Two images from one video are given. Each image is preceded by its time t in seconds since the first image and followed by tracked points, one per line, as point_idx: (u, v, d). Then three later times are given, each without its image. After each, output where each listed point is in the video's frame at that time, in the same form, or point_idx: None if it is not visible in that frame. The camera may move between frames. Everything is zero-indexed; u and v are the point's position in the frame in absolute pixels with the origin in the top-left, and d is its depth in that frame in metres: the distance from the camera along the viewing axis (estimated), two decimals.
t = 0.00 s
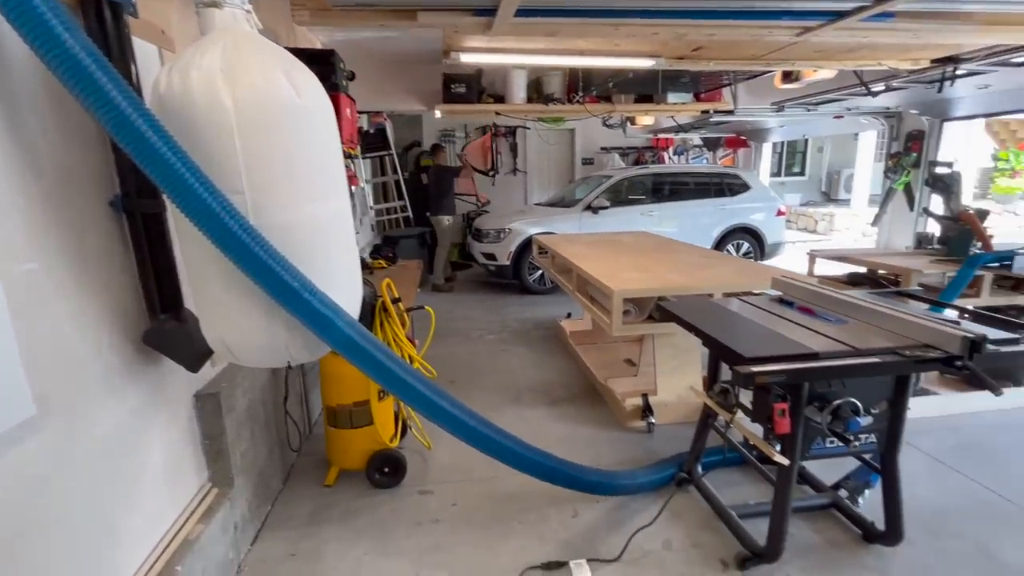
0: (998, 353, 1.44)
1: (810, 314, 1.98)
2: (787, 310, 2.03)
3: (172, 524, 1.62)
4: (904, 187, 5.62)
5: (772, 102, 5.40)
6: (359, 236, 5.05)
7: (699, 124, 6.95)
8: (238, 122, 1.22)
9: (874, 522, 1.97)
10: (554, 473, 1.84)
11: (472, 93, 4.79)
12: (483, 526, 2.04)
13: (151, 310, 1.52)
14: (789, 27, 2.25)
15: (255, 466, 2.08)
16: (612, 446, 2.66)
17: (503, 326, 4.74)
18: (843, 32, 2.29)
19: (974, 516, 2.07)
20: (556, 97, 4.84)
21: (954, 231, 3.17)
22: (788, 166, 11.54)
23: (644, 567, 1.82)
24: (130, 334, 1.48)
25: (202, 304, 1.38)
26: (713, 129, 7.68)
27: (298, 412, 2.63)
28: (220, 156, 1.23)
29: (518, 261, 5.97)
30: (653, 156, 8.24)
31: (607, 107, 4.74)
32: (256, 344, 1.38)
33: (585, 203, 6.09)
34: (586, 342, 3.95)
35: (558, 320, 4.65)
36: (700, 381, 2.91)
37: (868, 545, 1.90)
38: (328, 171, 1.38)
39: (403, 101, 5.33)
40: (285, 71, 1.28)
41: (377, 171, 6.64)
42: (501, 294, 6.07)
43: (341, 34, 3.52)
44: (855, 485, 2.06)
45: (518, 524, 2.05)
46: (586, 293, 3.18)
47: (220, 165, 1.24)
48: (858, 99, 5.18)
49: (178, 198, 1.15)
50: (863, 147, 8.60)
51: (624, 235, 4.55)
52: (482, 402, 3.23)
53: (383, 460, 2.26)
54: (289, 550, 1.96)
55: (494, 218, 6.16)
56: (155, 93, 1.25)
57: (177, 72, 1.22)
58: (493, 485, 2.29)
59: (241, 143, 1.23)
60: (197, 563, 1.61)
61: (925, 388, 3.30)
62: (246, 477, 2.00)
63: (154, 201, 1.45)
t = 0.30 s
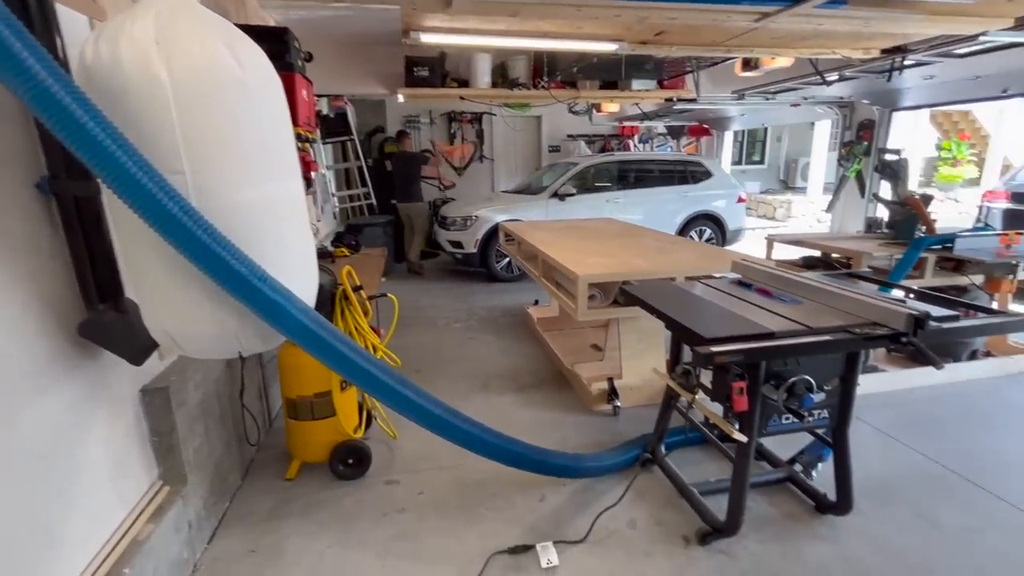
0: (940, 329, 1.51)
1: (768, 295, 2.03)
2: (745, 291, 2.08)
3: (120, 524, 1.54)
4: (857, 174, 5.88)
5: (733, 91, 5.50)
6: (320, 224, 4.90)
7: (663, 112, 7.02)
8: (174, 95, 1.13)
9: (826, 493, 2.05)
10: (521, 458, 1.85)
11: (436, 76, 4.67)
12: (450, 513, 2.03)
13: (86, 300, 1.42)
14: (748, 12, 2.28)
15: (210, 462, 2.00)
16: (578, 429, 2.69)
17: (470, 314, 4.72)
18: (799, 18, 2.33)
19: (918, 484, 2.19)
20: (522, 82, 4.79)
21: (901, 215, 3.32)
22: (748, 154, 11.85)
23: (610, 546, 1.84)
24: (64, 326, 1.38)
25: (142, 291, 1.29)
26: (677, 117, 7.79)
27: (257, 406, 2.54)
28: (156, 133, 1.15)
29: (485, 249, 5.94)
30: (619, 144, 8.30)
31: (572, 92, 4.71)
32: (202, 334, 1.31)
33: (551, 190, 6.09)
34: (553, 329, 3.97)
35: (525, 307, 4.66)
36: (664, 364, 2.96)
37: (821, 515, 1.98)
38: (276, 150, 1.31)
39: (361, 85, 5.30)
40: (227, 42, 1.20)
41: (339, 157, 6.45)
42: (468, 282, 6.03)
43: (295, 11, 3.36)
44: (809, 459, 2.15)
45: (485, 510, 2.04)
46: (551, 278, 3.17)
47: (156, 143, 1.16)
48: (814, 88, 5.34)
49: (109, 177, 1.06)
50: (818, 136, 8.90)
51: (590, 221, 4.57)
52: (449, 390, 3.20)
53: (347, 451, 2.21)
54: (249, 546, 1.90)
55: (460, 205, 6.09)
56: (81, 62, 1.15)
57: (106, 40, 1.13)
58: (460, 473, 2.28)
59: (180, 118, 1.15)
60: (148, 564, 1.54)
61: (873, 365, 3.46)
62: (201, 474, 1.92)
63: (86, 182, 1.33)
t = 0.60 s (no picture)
0: (894, 315, 1.57)
1: (733, 284, 2.06)
2: (710, 281, 2.11)
3: (65, 533, 1.45)
4: (814, 167, 6.10)
5: (698, 85, 5.58)
6: (282, 216, 4.74)
7: (630, 105, 7.08)
8: (112, 73, 1.05)
9: (788, 475, 2.12)
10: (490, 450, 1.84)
11: (401, 65, 4.57)
12: (420, 509, 2.00)
13: (22, 296, 1.30)
14: (712, 4, 2.30)
15: (166, 465, 1.90)
16: (549, 420, 2.70)
17: (439, 307, 4.67)
18: (762, 11, 2.37)
19: (873, 464, 2.29)
20: (489, 72, 4.74)
21: (856, 206, 3.45)
22: (712, 148, 12.13)
23: (580, 535, 1.86)
24: None
25: (81, 286, 1.20)
26: (643, 110, 7.87)
27: (216, 405, 2.44)
28: (92, 113, 1.06)
29: (454, 241, 5.88)
30: (587, 136, 8.32)
31: (540, 83, 4.68)
32: (151, 330, 1.23)
33: (520, 181, 6.06)
34: (523, 320, 3.97)
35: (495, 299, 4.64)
36: (632, 354, 3.00)
37: (782, 497, 2.05)
38: (227, 135, 1.24)
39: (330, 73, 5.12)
40: (171, 19, 1.13)
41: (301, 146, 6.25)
42: (437, 275, 5.96)
43: None
44: (771, 443, 2.20)
45: (455, 504, 2.02)
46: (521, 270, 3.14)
47: (92, 125, 1.07)
48: (774, 82, 5.48)
49: (39, 162, 0.98)
50: (778, 130, 9.17)
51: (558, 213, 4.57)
52: (419, 385, 3.16)
53: (312, 450, 2.15)
54: (209, 551, 1.82)
55: (428, 197, 6.01)
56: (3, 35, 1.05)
57: (33, 11, 1.03)
58: (429, 468, 2.24)
59: (119, 99, 1.07)
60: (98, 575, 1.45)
61: (830, 351, 3.60)
62: (155, 478, 1.82)
63: (15, 167, 1.21)
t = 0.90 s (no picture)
0: (861, 301, 1.59)
1: (705, 273, 2.07)
2: (682, 270, 2.11)
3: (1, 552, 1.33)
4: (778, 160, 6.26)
5: (666, 77, 5.61)
6: (242, 209, 4.54)
7: (599, 97, 7.07)
8: (38, 44, 0.94)
9: (759, 461, 2.15)
10: (465, 446, 1.79)
11: (366, 51, 4.42)
12: (392, 508, 1.94)
13: None
14: None
15: (116, 473, 1.78)
16: (523, 413, 2.67)
17: (410, 301, 4.57)
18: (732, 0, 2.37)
19: (837, 446, 2.36)
20: (457, 60, 4.63)
21: (820, 196, 3.53)
22: (679, 141, 12.30)
23: (556, 528, 1.83)
24: None
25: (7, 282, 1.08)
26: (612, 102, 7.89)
27: (173, 407, 2.31)
28: (15, 89, 0.94)
29: (424, 234, 5.77)
30: (557, 128, 8.31)
31: (510, 72, 4.60)
32: (90, 329, 1.13)
33: (490, 173, 5.99)
34: (495, 313, 3.93)
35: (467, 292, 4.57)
36: (605, 345, 2.99)
37: (754, 483, 2.07)
38: (174, 116, 1.14)
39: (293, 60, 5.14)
40: None
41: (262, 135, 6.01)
42: (407, 268, 5.85)
43: None
44: (742, 430, 2.23)
45: (428, 502, 1.97)
46: (493, 262, 3.08)
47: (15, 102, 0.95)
48: (740, 75, 5.55)
49: None
50: (743, 123, 9.36)
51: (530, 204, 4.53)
52: (389, 381, 3.08)
53: (278, 451, 2.06)
54: (166, 562, 1.72)
55: (396, 189, 5.88)
56: None
57: None
58: (401, 466, 2.18)
59: (47, 74, 0.96)
60: None
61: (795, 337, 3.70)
62: (104, 487, 1.70)
63: None
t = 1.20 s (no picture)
0: (836, 286, 1.59)
1: (679, 261, 2.04)
2: (657, 258, 2.08)
3: None
4: (742, 147, 6.36)
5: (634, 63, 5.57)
6: (193, 198, 4.28)
7: (567, 83, 6.99)
8: None
9: (733, 447, 2.16)
10: (437, 445, 1.72)
11: (325, 32, 4.19)
12: (362, 512, 1.85)
13: None
14: None
15: (53, 490, 1.63)
16: (496, 407, 2.61)
17: (377, 293, 4.43)
18: None
19: (804, 428, 2.41)
20: (422, 42, 4.46)
21: (785, 183, 3.58)
22: (645, 128, 12.39)
23: (534, 525, 1.79)
24: None
25: None
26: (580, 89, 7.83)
27: (119, 413, 2.14)
28: None
29: (389, 224, 5.60)
30: (524, 115, 8.21)
31: (477, 56, 4.46)
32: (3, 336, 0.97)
33: (457, 161, 5.85)
34: (465, 304, 3.85)
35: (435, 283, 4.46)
36: (578, 334, 2.96)
37: (729, 469, 2.08)
38: (97, 90, 1.00)
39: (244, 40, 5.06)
40: None
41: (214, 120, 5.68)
42: (373, 259, 5.67)
43: None
44: (716, 417, 2.23)
45: (401, 503, 1.89)
46: (463, 252, 2.98)
47: None
48: (706, 62, 5.58)
49: None
50: (707, 111, 9.48)
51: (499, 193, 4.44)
52: (357, 378, 2.97)
53: (237, 457, 1.94)
54: None
55: (360, 177, 5.68)
56: None
57: None
58: (372, 467, 2.09)
59: None
60: None
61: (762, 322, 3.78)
62: (39, 507, 1.55)
63: None
